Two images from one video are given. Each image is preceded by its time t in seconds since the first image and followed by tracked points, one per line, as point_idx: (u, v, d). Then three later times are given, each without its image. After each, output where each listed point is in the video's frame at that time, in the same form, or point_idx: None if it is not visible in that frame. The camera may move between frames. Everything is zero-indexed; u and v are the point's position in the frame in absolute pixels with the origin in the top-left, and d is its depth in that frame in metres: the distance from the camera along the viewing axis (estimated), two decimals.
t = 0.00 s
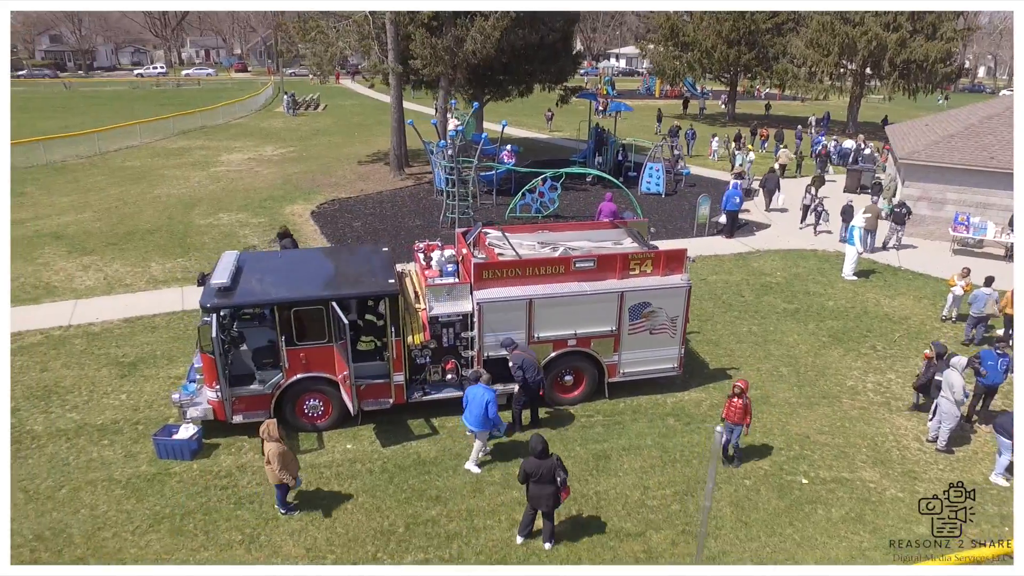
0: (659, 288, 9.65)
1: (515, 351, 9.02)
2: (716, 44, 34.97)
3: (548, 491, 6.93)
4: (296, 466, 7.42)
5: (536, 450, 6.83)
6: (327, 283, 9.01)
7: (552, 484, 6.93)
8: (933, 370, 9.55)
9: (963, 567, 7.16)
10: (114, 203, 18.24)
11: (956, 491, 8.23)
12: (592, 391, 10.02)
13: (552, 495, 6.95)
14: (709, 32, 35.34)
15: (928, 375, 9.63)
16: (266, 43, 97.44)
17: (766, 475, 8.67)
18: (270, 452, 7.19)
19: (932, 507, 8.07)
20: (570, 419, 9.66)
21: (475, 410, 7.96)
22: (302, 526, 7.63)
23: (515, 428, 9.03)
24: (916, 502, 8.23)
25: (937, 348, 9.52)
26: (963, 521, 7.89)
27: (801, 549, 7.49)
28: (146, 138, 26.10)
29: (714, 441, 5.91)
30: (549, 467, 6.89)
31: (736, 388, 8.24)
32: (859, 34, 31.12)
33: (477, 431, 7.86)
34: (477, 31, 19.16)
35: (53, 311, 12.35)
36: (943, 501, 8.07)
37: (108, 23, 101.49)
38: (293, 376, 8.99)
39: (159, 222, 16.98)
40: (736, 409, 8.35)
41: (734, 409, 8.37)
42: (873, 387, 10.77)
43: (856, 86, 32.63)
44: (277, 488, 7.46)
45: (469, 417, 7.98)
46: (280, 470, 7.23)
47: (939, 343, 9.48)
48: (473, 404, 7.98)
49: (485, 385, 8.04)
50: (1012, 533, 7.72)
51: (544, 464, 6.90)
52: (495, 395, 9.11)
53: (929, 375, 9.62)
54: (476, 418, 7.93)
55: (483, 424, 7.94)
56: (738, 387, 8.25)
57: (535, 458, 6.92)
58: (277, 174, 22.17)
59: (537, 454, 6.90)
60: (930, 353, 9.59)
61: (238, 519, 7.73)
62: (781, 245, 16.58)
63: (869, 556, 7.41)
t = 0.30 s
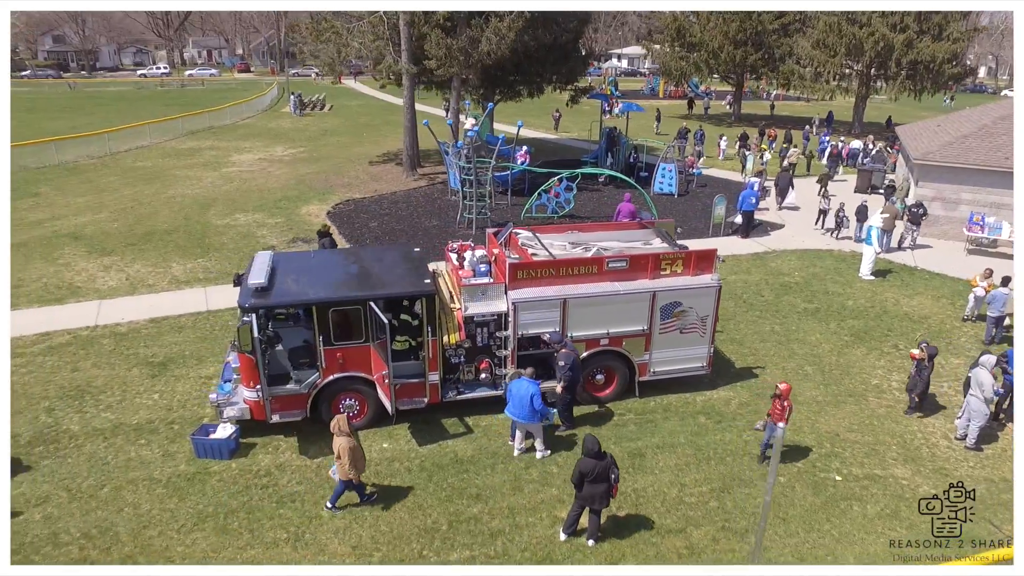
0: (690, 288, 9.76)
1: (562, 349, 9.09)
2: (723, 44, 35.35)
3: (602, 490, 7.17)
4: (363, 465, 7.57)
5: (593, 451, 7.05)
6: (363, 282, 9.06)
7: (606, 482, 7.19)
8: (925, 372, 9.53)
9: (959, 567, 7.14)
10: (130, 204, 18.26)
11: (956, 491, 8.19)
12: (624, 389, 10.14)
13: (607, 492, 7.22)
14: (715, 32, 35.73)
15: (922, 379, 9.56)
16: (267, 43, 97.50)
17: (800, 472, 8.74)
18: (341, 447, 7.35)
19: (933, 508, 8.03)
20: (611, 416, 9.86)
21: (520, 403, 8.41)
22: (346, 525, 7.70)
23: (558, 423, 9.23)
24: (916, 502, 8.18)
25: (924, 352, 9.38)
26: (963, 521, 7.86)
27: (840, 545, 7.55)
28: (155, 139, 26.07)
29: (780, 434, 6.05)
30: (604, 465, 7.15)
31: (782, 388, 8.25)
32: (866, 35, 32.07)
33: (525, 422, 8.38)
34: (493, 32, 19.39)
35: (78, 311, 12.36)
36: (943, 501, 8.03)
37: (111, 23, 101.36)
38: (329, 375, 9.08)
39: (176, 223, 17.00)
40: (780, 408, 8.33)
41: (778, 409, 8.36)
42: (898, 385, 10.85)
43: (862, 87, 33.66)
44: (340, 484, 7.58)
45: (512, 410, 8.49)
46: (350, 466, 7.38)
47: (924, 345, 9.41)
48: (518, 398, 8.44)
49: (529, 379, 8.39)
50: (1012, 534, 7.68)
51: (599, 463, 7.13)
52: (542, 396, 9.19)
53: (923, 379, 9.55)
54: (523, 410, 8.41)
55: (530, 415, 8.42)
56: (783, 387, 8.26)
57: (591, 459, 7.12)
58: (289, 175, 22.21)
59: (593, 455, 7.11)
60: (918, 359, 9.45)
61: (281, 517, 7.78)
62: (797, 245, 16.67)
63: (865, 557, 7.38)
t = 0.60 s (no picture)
0: (717, 283, 10.06)
1: (600, 344, 9.41)
2: (721, 44, 37.47)
3: (648, 481, 7.37)
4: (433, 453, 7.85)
5: (641, 443, 7.20)
6: (399, 280, 9.26)
7: (651, 474, 7.38)
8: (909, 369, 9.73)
9: (958, 567, 7.10)
10: (141, 204, 18.26)
11: (956, 490, 8.17)
12: (652, 384, 10.47)
13: (651, 484, 7.38)
14: (713, 32, 37.84)
15: (907, 376, 9.75)
16: (261, 45, 97.50)
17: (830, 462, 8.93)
18: (416, 438, 7.59)
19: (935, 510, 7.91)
20: (643, 412, 10.07)
21: (578, 398, 8.73)
22: (393, 518, 7.84)
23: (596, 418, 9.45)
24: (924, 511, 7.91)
25: (907, 349, 9.66)
26: (963, 521, 7.85)
27: (875, 531, 7.72)
28: (157, 140, 26.00)
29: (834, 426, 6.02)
30: (651, 457, 7.32)
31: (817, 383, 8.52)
32: (863, 35, 33.95)
33: (585, 416, 8.71)
34: (503, 32, 20.15)
35: (101, 311, 12.39)
36: (944, 501, 7.98)
37: (103, 24, 100.77)
38: (366, 372, 9.26)
39: (189, 223, 17.03)
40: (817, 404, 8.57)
41: (815, 405, 8.60)
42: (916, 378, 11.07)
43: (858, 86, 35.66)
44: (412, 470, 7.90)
45: (571, 404, 8.75)
46: (423, 456, 7.65)
47: (908, 343, 9.68)
48: (575, 393, 8.77)
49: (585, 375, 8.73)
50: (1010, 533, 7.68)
51: (645, 456, 7.30)
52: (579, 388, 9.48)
53: (910, 377, 9.73)
54: (581, 404, 8.73)
55: (588, 408, 8.75)
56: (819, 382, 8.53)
57: (638, 451, 7.30)
58: (296, 176, 22.28)
59: (641, 447, 7.28)
60: (901, 356, 9.71)
61: (328, 511, 7.90)
62: (805, 243, 17.01)
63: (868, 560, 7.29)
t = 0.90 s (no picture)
0: (709, 274, 10.51)
1: (601, 334, 9.81)
2: (688, 43, 40.18)
3: (655, 464, 7.60)
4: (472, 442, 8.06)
5: (650, 427, 7.43)
6: (402, 277, 9.45)
7: (658, 457, 7.63)
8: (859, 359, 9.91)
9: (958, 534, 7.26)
10: (115, 208, 17.93)
11: (957, 491, 8.00)
12: (647, 373, 10.88)
13: (658, 467, 7.63)
14: (679, 32, 40.47)
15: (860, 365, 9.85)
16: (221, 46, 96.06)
17: (822, 442, 9.29)
18: (457, 427, 7.85)
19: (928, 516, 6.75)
20: (645, 397, 10.53)
21: (588, 386, 9.16)
22: (408, 510, 7.96)
23: (599, 406, 9.81)
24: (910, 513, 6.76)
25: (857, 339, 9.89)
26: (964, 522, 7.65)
27: (871, 505, 8.04)
28: (124, 143, 25.46)
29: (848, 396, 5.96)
30: (658, 441, 7.56)
31: (816, 366, 8.87)
32: (825, 33, 36.31)
33: (595, 404, 9.16)
34: (481, 31, 21.39)
35: (86, 315, 12.19)
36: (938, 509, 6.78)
37: (55, 26, 98.09)
38: (371, 368, 9.41)
39: (167, 226, 16.80)
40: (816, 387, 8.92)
41: (814, 387, 8.94)
42: (896, 361, 11.58)
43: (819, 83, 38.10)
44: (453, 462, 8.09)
45: (580, 392, 9.18)
46: (464, 444, 7.86)
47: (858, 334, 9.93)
48: (585, 382, 9.19)
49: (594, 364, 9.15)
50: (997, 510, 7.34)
51: (653, 440, 7.53)
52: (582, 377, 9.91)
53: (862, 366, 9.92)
54: (590, 393, 9.17)
55: (596, 396, 9.21)
56: (816, 366, 8.89)
57: (648, 434, 7.53)
58: (272, 179, 22.11)
59: (650, 430, 7.52)
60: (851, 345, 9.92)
61: (341, 505, 7.98)
62: (777, 234, 18.04)
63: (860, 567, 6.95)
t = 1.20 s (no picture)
0: (667, 264, 10.96)
1: (568, 325, 10.09)
2: (621, 41, 41.34)
3: (617, 446, 7.91)
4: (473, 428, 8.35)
5: (612, 412, 7.74)
6: (371, 276, 9.49)
7: (620, 440, 7.94)
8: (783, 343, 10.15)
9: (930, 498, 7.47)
10: (47, 217, 17.11)
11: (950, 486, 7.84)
12: (611, 361, 11.24)
13: (619, 449, 7.94)
14: (611, 31, 41.64)
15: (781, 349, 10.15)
16: (140, 48, 92.14)
17: (781, 419, 9.83)
18: (458, 413, 8.14)
19: (933, 507, 7.05)
20: (611, 385, 10.91)
21: (559, 375, 9.40)
22: (392, 507, 8.02)
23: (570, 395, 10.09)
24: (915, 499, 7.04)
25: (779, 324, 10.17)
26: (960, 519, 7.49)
27: (832, 475, 8.56)
28: (47, 150, 24.24)
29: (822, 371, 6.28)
30: (619, 424, 7.87)
31: (767, 351, 9.23)
32: (752, 30, 38.28)
33: (566, 392, 9.42)
34: (424, 33, 21.58)
35: (30, 329, 11.67)
36: (943, 499, 7.09)
37: None
38: (343, 369, 9.41)
39: (106, 234, 16.16)
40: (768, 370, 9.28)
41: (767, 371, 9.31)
42: (841, 340, 12.32)
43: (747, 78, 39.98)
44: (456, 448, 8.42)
45: (552, 382, 9.43)
46: (464, 430, 8.13)
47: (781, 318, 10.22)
48: (556, 371, 9.43)
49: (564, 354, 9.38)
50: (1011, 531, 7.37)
51: (615, 423, 7.84)
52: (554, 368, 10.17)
53: (786, 351, 10.21)
54: (562, 381, 9.42)
55: (567, 385, 9.46)
56: (767, 352, 9.24)
57: (609, 419, 7.82)
58: (212, 184, 21.52)
59: (611, 415, 7.82)
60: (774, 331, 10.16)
61: (324, 506, 7.97)
62: (717, 225, 19.34)
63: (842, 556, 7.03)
